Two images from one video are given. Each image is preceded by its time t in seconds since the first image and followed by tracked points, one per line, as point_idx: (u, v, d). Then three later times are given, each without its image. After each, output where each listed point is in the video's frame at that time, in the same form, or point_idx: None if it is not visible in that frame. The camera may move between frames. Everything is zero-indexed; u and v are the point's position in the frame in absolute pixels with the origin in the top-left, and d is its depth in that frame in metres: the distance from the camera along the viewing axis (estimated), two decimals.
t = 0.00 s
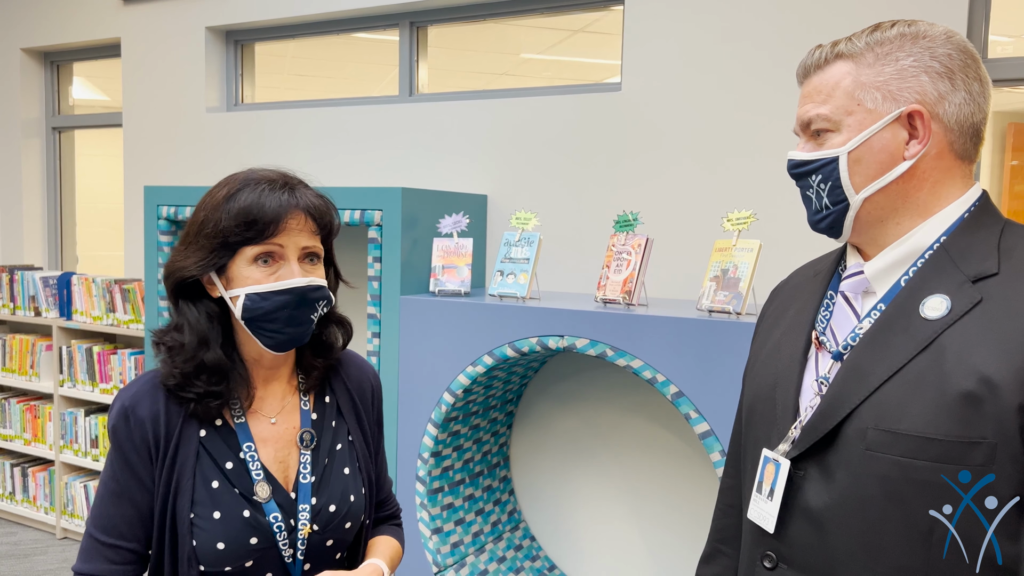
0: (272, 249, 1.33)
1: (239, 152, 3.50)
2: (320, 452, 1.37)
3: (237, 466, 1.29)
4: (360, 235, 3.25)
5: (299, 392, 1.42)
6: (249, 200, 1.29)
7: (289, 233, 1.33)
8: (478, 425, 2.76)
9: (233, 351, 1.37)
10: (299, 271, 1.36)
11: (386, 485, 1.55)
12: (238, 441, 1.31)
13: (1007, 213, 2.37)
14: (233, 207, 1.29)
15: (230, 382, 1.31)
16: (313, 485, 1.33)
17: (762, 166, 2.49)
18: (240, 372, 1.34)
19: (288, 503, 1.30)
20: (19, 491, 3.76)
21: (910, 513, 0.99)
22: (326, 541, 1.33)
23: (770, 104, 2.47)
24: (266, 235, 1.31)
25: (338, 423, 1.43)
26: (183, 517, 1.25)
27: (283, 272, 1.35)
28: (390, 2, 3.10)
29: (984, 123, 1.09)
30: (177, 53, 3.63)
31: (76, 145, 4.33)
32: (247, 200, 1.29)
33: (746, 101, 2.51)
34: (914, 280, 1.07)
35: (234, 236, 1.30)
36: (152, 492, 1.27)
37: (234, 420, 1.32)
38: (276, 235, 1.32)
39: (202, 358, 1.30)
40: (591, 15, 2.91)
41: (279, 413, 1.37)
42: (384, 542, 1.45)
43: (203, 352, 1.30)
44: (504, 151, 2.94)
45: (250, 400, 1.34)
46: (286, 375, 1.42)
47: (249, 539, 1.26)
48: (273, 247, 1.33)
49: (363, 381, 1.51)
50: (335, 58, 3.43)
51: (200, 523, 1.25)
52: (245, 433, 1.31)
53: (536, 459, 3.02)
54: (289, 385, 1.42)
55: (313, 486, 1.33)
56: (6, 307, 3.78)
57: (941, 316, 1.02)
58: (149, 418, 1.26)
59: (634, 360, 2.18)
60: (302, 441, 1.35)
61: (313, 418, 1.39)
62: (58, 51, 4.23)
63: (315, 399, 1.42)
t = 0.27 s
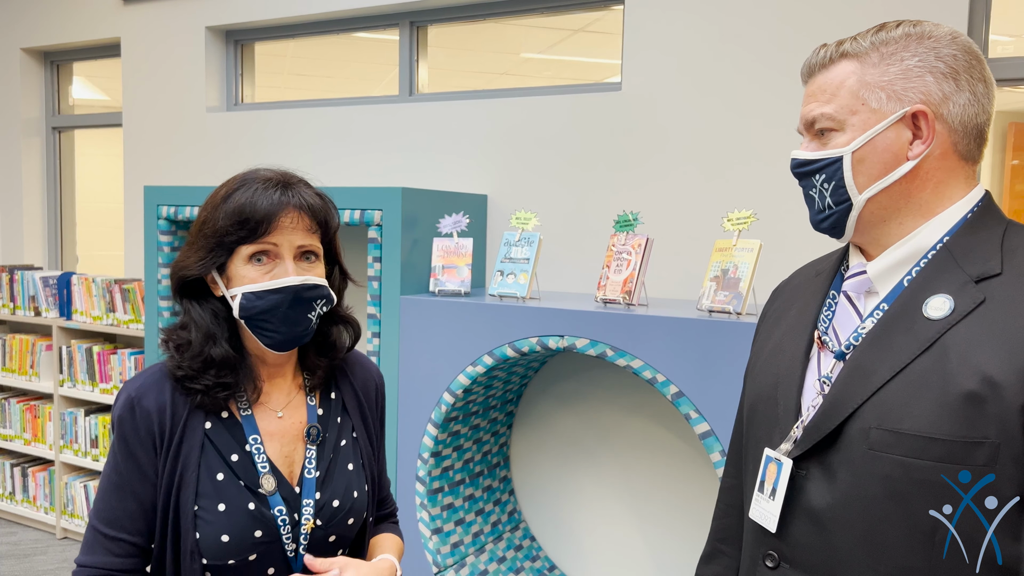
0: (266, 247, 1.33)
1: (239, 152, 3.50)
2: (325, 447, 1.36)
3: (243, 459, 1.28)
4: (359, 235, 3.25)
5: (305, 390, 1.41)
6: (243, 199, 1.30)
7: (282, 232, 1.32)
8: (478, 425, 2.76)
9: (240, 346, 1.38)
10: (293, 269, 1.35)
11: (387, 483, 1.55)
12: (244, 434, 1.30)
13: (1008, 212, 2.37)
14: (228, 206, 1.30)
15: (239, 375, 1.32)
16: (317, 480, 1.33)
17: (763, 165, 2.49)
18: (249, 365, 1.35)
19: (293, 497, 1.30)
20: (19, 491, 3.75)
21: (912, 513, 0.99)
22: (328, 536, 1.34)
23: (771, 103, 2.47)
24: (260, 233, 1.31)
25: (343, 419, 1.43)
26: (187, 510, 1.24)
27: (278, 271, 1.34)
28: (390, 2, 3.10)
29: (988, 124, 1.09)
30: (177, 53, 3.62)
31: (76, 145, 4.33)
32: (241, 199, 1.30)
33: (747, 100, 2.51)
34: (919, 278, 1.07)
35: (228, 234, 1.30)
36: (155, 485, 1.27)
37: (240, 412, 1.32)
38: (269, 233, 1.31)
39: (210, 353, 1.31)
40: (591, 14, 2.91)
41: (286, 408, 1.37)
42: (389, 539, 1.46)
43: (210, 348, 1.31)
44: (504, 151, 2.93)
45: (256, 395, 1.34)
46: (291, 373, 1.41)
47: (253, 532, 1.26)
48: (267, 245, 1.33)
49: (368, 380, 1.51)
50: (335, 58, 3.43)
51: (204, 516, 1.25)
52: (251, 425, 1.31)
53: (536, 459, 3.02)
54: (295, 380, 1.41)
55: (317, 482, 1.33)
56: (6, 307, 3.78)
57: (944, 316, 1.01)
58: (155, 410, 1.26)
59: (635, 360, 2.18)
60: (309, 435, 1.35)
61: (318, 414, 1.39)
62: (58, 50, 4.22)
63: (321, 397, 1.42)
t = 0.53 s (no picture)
0: (247, 252, 1.32)
1: (238, 151, 3.50)
2: (326, 445, 1.37)
3: (246, 454, 1.28)
4: (359, 234, 3.25)
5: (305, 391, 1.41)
6: (228, 202, 1.31)
7: (262, 237, 1.31)
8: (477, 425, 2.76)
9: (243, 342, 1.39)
10: (272, 275, 1.34)
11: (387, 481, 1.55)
12: (247, 430, 1.31)
13: (1008, 212, 2.37)
14: (215, 208, 1.31)
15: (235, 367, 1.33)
16: (318, 477, 1.33)
17: (763, 165, 2.49)
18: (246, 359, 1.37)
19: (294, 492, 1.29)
20: (19, 490, 3.76)
21: (912, 511, 0.99)
22: (330, 533, 1.33)
23: (771, 103, 2.47)
24: (239, 238, 1.31)
25: (343, 417, 1.43)
26: (190, 504, 1.24)
27: (259, 276, 1.33)
28: (390, 2, 3.10)
29: (990, 124, 1.09)
30: (177, 52, 3.62)
31: (76, 144, 4.33)
32: (226, 202, 1.31)
33: (747, 100, 2.51)
34: (920, 276, 1.07)
35: (214, 236, 1.32)
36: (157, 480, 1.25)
37: (241, 407, 1.32)
38: (248, 238, 1.31)
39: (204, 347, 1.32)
40: (591, 14, 2.91)
41: (287, 405, 1.37)
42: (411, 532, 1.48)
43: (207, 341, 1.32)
44: (504, 150, 2.93)
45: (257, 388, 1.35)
46: (292, 371, 1.42)
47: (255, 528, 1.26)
48: (248, 250, 1.32)
49: (366, 380, 1.51)
50: (335, 57, 3.43)
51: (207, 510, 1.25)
52: (252, 422, 1.31)
53: (536, 458, 3.02)
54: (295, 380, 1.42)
55: (319, 478, 1.33)
56: (6, 306, 3.78)
57: (945, 315, 1.01)
58: (158, 403, 1.26)
59: (634, 359, 2.18)
60: (311, 433, 1.35)
61: (320, 412, 1.39)
62: (58, 50, 4.22)
63: (322, 397, 1.43)
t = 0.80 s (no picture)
0: (262, 251, 1.33)
1: (238, 150, 3.50)
2: (327, 445, 1.37)
3: (245, 455, 1.29)
4: (359, 234, 3.25)
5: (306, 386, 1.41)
6: (239, 202, 1.29)
7: (278, 235, 1.32)
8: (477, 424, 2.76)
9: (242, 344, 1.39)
10: (290, 273, 1.35)
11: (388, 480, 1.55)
12: (246, 430, 1.31)
13: (1008, 211, 2.37)
14: (224, 210, 1.30)
15: (241, 373, 1.33)
16: (319, 477, 1.33)
17: (763, 164, 2.49)
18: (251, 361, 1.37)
19: (295, 492, 1.30)
20: (19, 490, 3.76)
21: (911, 510, 0.99)
22: (330, 532, 1.33)
23: (770, 102, 2.47)
24: (256, 237, 1.31)
25: (344, 417, 1.43)
26: (188, 506, 1.24)
27: (275, 274, 1.34)
28: (390, 1, 3.10)
29: (990, 123, 1.09)
30: (177, 52, 3.62)
31: (76, 144, 4.33)
32: (237, 203, 1.29)
33: (746, 99, 2.51)
34: (918, 276, 1.07)
35: (225, 238, 1.30)
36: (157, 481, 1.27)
37: (241, 409, 1.32)
38: (265, 237, 1.31)
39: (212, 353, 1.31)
40: (591, 13, 2.91)
41: (287, 405, 1.37)
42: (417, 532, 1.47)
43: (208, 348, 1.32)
44: (503, 150, 2.93)
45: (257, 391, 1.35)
46: (293, 370, 1.41)
47: (254, 527, 1.26)
48: (263, 249, 1.33)
49: (367, 380, 1.51)
50: (335, 57, 3.43)
51: (206, 511, 1.25)
52: (252, 422, 1.31)
53: (535, 458, 3.02)
54: (296, 379, 1.42)
55: (319, 478, 1.33)
56: (6, 306, 3.78)
57: (945, 313, 1.01)
58: (155, 405, 1.27)
59: (634, 359, 2.18)
60: (311, 433, 1.35)
61: (320, 411, 1.39)
62: (58, 50, 4.22)
63: (322, 395, 1.42)
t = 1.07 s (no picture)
0: (252, 250, 1.32)
1: (238, 150, 3.50)
2: (326, 447, 1.36)
3: (245, 456, 1.29)
4: (359, 234, 3.25)
5: (304, 391, 1.41)
6: (231, 201, 1.30)
7: (268, 234, 1.31)
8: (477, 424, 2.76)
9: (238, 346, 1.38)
10: (280, 273, 1.33)
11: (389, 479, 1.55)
12: (246, 432, 1.31)
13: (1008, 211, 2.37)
14: (217, 208, 1.31)
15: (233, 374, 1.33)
16: (319, 478, 1.33)
17: (763, 164, 2.49)
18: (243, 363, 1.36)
19: (294, 494, 1.30)
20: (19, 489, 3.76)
21: (910, 511, 0.99)
22: (330, 532, 1.33)
23: (770, 102, 2.47)
24: (246, 236, 1.30)
25: (345, 418, 1.43)
26: (188, 506, 1.24)
27: (265, 274, 1.33)
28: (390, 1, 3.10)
29: (990, 122, 1.09)
30: (177, 52, 3.62)
31: (76, 144, 4.33)
32: (229, 201, 1.30)
33: (747, 98, 2.51)
34: (918, 277, 1.07)
35: (216, 236, 1.31)
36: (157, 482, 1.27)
37: (240, 410, 1.33)
38: (254, 235, 1.30)
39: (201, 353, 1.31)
40: (591, 13, 2.91)
41: (286, 407, 1.37)
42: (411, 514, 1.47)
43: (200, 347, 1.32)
44: (504, 149, 2.93)
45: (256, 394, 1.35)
46: (292, 372, 1.41)
47: (254, 528, 1.26)
48: (253, 248, 1.32)
49: (368, 381, 1.51)
50: (335, 56, 3.43)
51: (206, 512, 1.25)
52: (252, 424, 1.32)
53: (535, 457, 3.02)
54: (295, 380, 1.41)
55: (319, 479, 1.33)
56: (6, 306, 3.78)
57: (944, 313, 1.01)
58: (154, 406, 1.27)
59: (634, 358, 2.18)
60: (310, 434, 1.35)
61: (319, 413, 1.39)
62: (58, 49, 4.22)
63: (322, 398, 1.42)
